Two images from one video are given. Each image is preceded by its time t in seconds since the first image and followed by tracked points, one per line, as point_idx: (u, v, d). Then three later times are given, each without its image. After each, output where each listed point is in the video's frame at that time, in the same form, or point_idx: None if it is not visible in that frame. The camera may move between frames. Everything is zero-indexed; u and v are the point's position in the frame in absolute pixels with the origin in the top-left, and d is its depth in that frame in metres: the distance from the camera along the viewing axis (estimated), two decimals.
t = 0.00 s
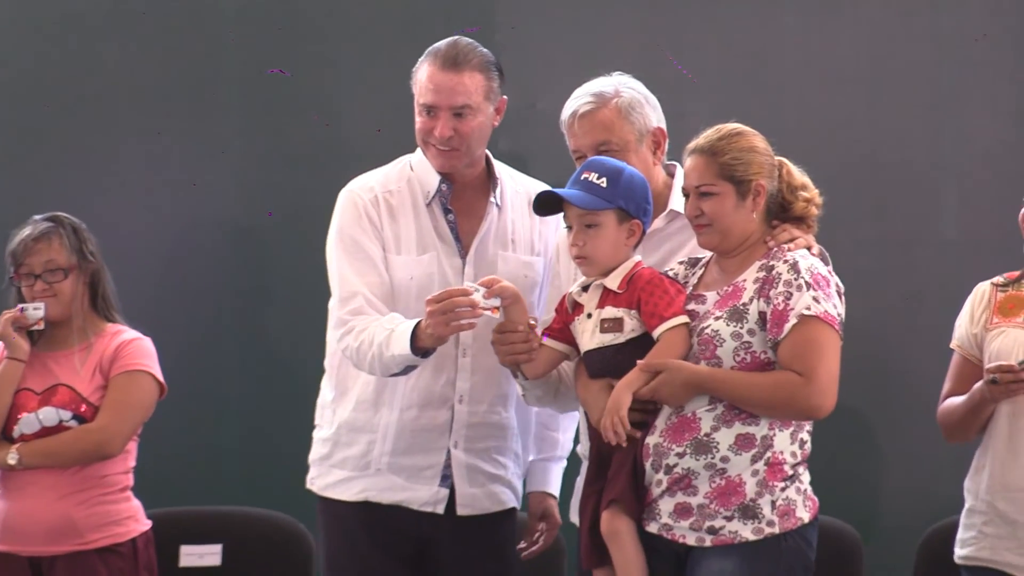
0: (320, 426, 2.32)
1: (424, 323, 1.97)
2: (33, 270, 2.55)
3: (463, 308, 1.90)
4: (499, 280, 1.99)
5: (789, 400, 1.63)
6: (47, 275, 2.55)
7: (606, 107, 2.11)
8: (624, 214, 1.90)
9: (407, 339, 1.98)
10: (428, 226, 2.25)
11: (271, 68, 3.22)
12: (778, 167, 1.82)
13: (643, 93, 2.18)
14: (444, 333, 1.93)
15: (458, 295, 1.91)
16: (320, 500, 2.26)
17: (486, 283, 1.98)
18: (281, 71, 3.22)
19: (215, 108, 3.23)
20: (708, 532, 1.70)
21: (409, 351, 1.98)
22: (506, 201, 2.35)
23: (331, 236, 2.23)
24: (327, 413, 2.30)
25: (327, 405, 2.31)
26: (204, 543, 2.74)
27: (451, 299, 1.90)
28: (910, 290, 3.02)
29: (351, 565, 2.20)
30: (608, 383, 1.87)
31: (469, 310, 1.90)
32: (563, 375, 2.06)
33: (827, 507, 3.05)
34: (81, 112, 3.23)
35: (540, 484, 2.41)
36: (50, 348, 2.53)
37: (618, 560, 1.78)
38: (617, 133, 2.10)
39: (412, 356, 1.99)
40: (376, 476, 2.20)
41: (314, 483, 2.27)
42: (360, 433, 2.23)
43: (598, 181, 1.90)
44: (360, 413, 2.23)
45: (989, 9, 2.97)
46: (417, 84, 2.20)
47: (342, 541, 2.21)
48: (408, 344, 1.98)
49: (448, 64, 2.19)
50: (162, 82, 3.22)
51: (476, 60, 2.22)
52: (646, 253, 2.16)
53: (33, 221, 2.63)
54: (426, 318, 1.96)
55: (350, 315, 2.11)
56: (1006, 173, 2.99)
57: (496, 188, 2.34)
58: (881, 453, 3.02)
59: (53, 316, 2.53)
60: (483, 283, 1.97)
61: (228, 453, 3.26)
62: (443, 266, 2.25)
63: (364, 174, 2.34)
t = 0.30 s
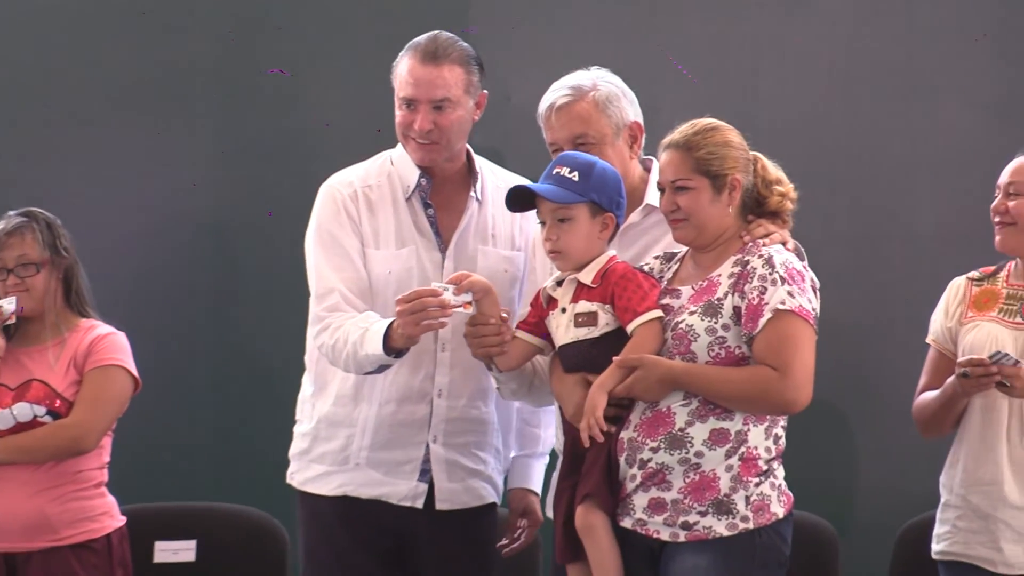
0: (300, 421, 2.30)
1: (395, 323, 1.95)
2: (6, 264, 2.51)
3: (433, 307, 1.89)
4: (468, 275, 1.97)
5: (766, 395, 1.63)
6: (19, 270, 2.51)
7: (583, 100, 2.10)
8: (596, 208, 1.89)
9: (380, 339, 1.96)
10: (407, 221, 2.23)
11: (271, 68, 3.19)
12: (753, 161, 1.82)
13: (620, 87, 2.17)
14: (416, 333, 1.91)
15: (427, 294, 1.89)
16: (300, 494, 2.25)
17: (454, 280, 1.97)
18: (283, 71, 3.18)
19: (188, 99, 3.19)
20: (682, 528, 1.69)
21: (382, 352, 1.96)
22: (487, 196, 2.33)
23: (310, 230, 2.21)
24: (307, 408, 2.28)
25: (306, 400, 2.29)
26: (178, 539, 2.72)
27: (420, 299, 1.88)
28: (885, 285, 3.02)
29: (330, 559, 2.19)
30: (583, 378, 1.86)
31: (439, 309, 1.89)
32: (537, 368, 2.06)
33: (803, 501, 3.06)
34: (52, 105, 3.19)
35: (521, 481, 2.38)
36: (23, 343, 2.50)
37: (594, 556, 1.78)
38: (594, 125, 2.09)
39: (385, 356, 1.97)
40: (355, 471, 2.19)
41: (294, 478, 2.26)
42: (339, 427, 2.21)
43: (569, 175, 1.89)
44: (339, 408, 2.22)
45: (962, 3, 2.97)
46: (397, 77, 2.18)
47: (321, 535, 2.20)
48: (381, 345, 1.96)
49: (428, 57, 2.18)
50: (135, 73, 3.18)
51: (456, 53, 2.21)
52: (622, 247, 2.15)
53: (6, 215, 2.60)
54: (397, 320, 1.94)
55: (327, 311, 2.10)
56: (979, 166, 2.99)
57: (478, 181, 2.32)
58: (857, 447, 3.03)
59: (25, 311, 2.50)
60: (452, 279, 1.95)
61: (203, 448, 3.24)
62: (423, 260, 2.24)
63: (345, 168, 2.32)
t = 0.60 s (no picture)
0: (284, 419, 2.29)
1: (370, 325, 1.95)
2: None
3: (404, 310, 1.88)
4: (439, 274, 1.96)
5: (746, 394, 1.63)
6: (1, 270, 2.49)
7: (560, 99, 2.10)
8: (575, 206, 1.89)
9: (356, 342, 1.96)
10: (390, 219, 2.22)
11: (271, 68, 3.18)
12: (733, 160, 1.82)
13: (597, 86, 2.17)
14: (389, 335, 1.91)
15: (399, 297, 1.89)
16: (283, 492, 2.24)
17: (426, 279, 1.96)
18: (283, 71, 3.17)
19: (171, 95, 3.17)
20: (662, 527, 1.69)
21: (358, 354, 1.96)
22: (471, 195, 2.33)
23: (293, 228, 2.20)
24: (291, 405, 2.27)
25: (290, 398, 2.28)
26: (157, 537, 2.70)
27: (392, 302, 1.88)
28: (864, 282, 3.02)
29: (314, 557, 2.17)
30: (563, 376, 1.86)
31: (410, 312, 1.88)
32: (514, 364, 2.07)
33: (782, 499, 3.08)
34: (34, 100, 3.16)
35: (509, 481, 2.38)
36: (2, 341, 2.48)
37: (574, 554, 1.77)
38: (571, 124, 2.08)
39: (359, 358, 1.97)
40: (338, 468, 2.18)
41: (277, 475, 2.25)
42: (322, 425, 2.20)
43: (548, 174, 1.89)
44: (322, 406, 2.21)
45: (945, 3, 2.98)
46: (382, 74, 2.18)
47: (304, 533, 2.18)
48: (356, 347, 1.96)
49: (412, 54, 2.17)
50: (118, 69, 3.16)
51: (440, 51, 2.20)
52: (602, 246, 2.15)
53: None
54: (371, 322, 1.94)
55: (307, 310, 2.09)
56: (960, 160, 2.96)
57: (462, 179, 2.32)
58: (837, 445, 3.04)
59: (4, 311, 2.48)
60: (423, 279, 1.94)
61: (184, 447, 3.22)
62: (406, 259, 2.23)
63: (329, 166, 2.31)
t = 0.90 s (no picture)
0: (281, 413, 2.29)
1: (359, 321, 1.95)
2: (5, 250, 2.43)
3: (391, 306, 1.88)
4: (427, 269, 1.96)
5: (736, 392, 1.62)
6: (19, 256, 2.45)
7: (550, 94, 2.09)
8: (567, 201, 1.88)
9: (346, 337, 1.96)
10: (387, 214, 2.21)
11: (270, 69, 3.17)
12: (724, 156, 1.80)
13: (587, 81, 2.17)
14: (377, 330, 1.90)
15: (385, 292, 1.88)
16: (278, 485, 2.23)
17: (413, 275, 1.95)
18: (282, 71, 3.16)
19: (165, 88, 3.16)
20: (655, 521, 1.69)
21: (349, 349, 1.96)
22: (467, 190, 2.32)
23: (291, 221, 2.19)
24: (287, 399, 2.27)
25: (287, 391, 2.27)
26: (151, 530, 2.70)
27: (379, 297, 1.88)
28: (856, 277, 3.02)
29: (309, 551, 2.16)
30: (555, 371, 1.85)
31: (397, 308, 1.87)
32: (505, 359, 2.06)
33: (776, 494, 3.07)
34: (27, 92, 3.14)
35: (504, 477, 2.33)
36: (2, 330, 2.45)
37: (568, 550, 1.77)
38: (562, 120, 2.08)
39: (350, 353, 1.96)
40: (334, 462, 2.17)
41: (273, 469, 2.24)
42: (318, 419, 2.19)
43: (540, 168, 1.88)
44: (318, 399, 2.20)
45: None
46: (381, 67, 2.17)
47: (298, 527, 2.18)
48: (347, 342, 1.96)
49: (411, 47, 2.16)
50: (112, 62, 3.15)
51: (440, 45, 2.19)
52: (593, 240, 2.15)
53: None
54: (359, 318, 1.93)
55: (301, 305, 2.08)
56: (951, 155, 2.96)
57: (460, 173, 2.31)
58: (829, 440, 3.04)
59: (15, 298, 2.44)
60: (409, 275, 1.94)
61: (176, 442, 3.21)
62: (403, 253, 2.22)
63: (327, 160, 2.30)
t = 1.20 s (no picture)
0: (274, 409, 2.29)
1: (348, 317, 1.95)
2: (2, 249, 2.44)
3: (377, 303, 1.88)
4: (413, 267, 1.96)
5: (718, 389, 1.63)
6: (17, 255, 2.45)
7: (539, 92, 2.09)
8: (554, 197, 1.88)
9: (336, 334, 1.96)
10: (382, 211, 2.21)
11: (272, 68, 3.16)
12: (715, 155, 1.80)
13: (576, 80, 2.17)
14: (363, 326, 1.91)
15: (372, 288, 1.88)
16: (269, 481, 2.23)
17: (400, 273, 1.95)
18: (282, 71, 3.16)
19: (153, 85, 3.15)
20: (643, 519, 1.69)
21: (338, 346, 1.96)
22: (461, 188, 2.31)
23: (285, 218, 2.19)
24: (280, 395, 2.27)
25: (281, 387, 2.28)
26: (140, 529, 2.69)
27: (365, 293, 1.88)
28: (845, 275, 3.03)
29: (297, 548, 2.16)
30: (543, 369, 1.85)
31: (383, 305, 1.88)
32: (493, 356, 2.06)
33: (766, 491, 3.08)
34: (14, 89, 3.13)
35: (499, 475, 2.35)
36: None
37: (556, 547, 1.77)
38: (551, 118, 2.08)
39: (339, 350, 1.96)
40: (324, 458, 2.17)
41: (265, 465, 2.24)
42: (309, 415, 2.19)
43: (527, 165, 1.88)
44: (310, 396, 2.20)
45: None
46: (374, 64, 2.17)
47: (287, 523, 2.17)
48: (337, 339, 1.96)
49: (404, 44, 2.16)
50: (100, 59, 3.14)
51: (433, 42, 2.19)
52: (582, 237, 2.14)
53: None
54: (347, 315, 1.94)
55: (293, 301, 2.08)
56: (940, 152, 2.96)
57: (456, 170, 2.30)
58: (818, 438, 3.04)
59: (14, 296, 2.43)
60: (397, 272, 1.94)
61: (165, 441, 3.20)
62: (397, 250, 2.21)
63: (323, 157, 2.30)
